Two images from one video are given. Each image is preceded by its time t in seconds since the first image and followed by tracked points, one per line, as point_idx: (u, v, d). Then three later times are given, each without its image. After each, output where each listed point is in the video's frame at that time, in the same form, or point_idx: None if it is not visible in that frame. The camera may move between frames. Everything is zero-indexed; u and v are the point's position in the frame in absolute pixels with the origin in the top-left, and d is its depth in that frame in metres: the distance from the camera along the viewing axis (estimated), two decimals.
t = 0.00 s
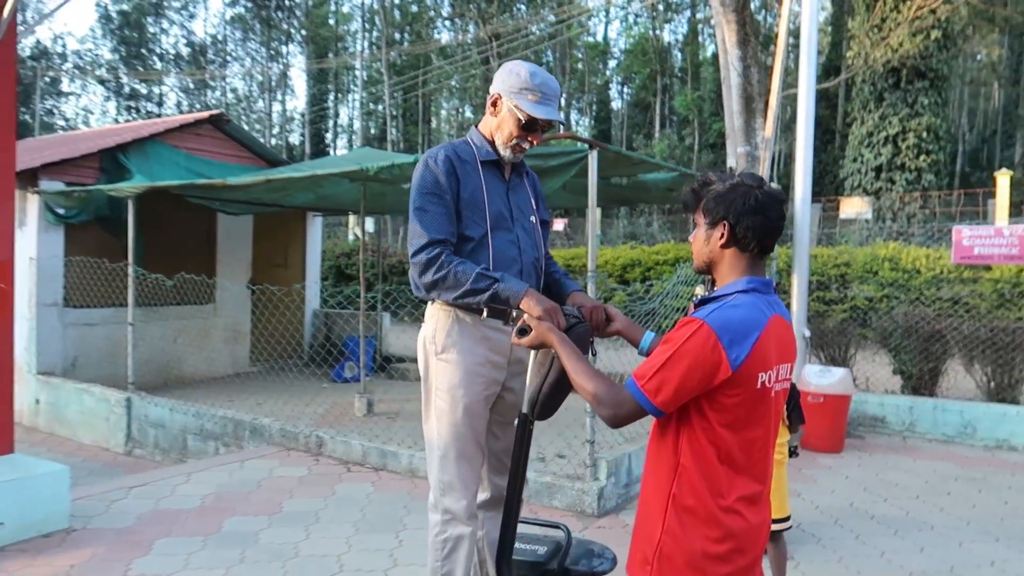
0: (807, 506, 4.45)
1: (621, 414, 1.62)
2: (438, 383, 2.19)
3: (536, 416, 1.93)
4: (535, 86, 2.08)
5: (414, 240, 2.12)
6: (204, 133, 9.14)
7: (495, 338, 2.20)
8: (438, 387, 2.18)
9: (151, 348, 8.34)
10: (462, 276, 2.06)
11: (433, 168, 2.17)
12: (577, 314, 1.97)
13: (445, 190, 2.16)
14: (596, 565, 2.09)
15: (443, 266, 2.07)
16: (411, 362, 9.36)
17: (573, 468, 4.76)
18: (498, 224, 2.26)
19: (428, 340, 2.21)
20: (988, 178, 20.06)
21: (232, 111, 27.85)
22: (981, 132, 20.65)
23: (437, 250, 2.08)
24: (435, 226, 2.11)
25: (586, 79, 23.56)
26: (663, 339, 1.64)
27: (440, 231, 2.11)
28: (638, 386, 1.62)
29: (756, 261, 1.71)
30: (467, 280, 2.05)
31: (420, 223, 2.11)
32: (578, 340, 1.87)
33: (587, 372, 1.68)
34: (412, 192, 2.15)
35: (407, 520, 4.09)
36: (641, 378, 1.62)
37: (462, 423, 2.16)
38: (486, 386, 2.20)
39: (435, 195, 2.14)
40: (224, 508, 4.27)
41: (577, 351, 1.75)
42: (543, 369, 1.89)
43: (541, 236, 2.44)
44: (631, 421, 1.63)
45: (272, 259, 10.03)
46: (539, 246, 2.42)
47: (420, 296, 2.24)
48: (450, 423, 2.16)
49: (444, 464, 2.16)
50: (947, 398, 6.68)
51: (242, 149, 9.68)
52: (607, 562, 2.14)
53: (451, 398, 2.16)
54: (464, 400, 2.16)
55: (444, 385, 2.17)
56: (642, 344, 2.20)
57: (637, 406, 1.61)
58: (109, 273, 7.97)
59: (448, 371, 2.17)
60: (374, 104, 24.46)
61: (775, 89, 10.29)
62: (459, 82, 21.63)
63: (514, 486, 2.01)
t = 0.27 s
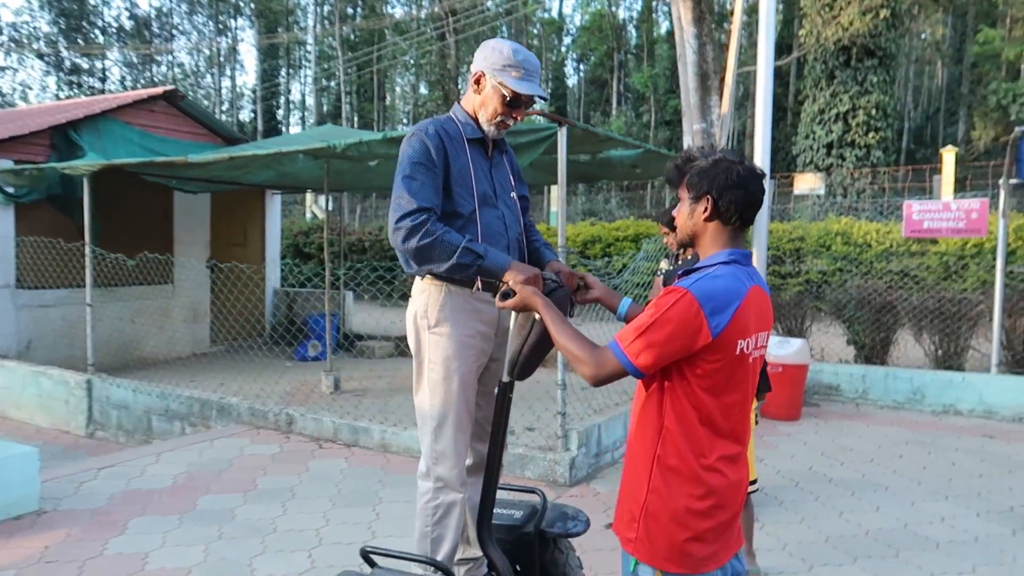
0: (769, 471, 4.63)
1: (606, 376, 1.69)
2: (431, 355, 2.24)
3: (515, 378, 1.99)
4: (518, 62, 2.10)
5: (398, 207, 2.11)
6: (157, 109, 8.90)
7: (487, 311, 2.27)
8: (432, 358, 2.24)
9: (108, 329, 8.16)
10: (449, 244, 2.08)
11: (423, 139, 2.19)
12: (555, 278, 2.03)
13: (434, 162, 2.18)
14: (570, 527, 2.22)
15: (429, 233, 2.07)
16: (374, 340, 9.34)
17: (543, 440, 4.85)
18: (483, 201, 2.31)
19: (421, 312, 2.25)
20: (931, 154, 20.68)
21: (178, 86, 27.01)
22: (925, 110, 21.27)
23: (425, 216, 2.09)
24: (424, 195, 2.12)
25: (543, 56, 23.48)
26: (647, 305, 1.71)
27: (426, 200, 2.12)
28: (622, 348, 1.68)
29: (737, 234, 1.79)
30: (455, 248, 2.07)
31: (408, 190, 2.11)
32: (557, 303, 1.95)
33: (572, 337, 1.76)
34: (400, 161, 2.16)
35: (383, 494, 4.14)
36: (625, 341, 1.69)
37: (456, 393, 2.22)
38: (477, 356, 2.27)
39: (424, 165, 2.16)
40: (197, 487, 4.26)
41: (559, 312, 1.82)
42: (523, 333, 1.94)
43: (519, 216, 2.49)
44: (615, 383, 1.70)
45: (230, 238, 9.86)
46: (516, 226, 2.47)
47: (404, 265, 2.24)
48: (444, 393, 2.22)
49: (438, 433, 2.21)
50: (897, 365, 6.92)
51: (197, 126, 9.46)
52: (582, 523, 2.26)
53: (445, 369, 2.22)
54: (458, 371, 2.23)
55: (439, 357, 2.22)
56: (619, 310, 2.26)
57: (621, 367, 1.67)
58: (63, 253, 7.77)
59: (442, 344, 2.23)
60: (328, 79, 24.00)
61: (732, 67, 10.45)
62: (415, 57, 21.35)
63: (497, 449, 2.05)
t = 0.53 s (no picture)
0: (741, 443, 4.76)
1: (589, 353, 1.77)
2: (415, 335, 2.27)
3: (502, 357, 2.03)
4: (506, 47, 2.13)
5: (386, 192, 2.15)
6: (120, 91, 8.72)
7: (468, 291, 2.32)
8: (415, 338, 2.27)
9: (77, 316, 8.05)
10: (437, 229, 2.13)
11: (411, 124, 2.22)
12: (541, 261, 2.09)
13: (423, 146, 2.21)
14: (552, 501, 2.27)
15: (418, 218, 2.12)
16: (348, 322, 9.31)
17: (521, 417, 4.92)
18: (468, 185, 2.35)
19: (404, 293, 2.29)
20: (894, 130, 21.06)
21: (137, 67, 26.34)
22: (887, 87, 21.61)
23: (413, 202, 2.13)
24: (412, 180, 2.16)
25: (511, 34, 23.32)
26: (628, 284, 1.78)
27: (415, 185, 2.16)
28: (604, 326, 1.76)
29: (711, 212, 1.86)
30: (443, 233, 2.12)
31: (396, 175, 2.14)
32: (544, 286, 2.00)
33: (558, 316, 1.83)
34: (388, 146, 2.18)
35: (364, 473, 4.19)
36: (607, 320, 1.76)
37: (439, 371, 2.27)
38: (460, 335, 2.32)
39: (412, 150, 2.19)
40: (177, 471, 4.27)
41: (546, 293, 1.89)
42: (510, 313, 1.99)
43: (502, 197, 2.53)
44: (597, 360, 1.77)
45: (199, 222, 9.73)
46: (499, 208, 2.51)
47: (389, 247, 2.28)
48: (429, 371, 2.26)
49: (422, 411, 2.26)
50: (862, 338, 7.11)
51: (161, 108, 9.29)
52: (563, 497, 2.31)
53: (429, 348, 2.26)
54: (442, 350, 2.27)
55: (422, 336, 2.26)
56: (600, 289, 2.32)
57: (603, 345, 1.75)
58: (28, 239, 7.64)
59: (426, 323, 2.26)
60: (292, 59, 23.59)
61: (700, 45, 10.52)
62: (381, 36, 21.07)
63: (484, 426, 2.09)
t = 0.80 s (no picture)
0: (724, 426, 4.84)
1: (577, 338, 1.81)
2: (402, 325, 2.30)
3: (494, 340, 2.05)
4: (485, 41, 2.15)
5: (373, 184, 2.18)
6: (98, 80, 8.61)
7: (451, 280, 2.35)
8: (401, 329, 2.30)
9: (60, 307, 7.99)
10: (424, 218, 2.16)
11: (392, 117, 2.24)
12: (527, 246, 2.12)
13: (405, 138, 2.24)
14: (548, 482, 2.36)
15: (405, 209, 2.15)
16: (334, 312, 9.31)
17: (508, 404, 4.97)
18: (451, 174, 2.38)
19: (388, 286, 2.32)
20: (873, 117, 21.24)
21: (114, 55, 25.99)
22: (867, 73, 21.76)
23: (398, 193, 2.16)
24: (396, 172, 2.19)
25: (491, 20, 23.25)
26: (615, 270, 1.82)
27: (399, 177, 2.19)
28: (591, 312, 1.81)
29: (697, 200, 1.90)
30: (430, 223, 2.16)
31: (380, 168, 2.17)
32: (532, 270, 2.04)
33: (547, 301, 1.87)
34: (371, 138, 2.21)
35: (353, 461, 4.22)
36: (595, 306, 1.81)
37: (427, 359, 2.30)
38: (447, 323, 2.35)
39: (394, 142, 2.21)
40: (166, 461, 4.28)
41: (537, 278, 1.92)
42: (499, 299, 2.01)
43: (484, 186, 2.57)
44: (584, 344, 1.82)
45: (180, 212, 9.65)
46: (481, 197, 2.55)
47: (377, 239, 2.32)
48: (417, 360, 2.29)
49: (412, 400, 2.29)
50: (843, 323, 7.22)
51: (141, 98, 9.20)
52: (557, 478, 2.40)
53: (417, 337, 2.29)
54: (429, 338, 2.30)
55: (409, 326, 2.29)
56: (586, 276, 2.37)
57: (591, 330, 1.80)
58: (8, 230, 7.60)
59: (412, 314, 2.30)
60: (272, 46, 23.37)
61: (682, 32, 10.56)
62: (361, 23, 20.92)
63: (476, 412, 2.11)
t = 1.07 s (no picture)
0: (721, 413, 4.89)
1: (570, 323, 1.85)
2: (408, 311, 2.34)
3: (484, 330, 2.12)
4: (465, 18, 2.20)
5: (367, 177, 2.21)
6: (98, 70, 8.61)
7: (457, 267, 2.38)
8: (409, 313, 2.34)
9: (62, 297, 8.03)
10: (419, 209, 2.20)
11: (384, 109, 2.26)
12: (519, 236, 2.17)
13: (398, 129, 2.26)
14: (533, 469, 2.40)
15: (399, 200, 2.18)
16: (334, 301, 9.34)
17: (507, 391, 5.02)
18: (446, 163, 2.40)
19: (397, 270, 2.35)
20: (873, 105, 21.22)
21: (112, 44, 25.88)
22: (868, 60, 21.70)
23: (393, 184, 2.19)
24: (390, 164, 2.21)
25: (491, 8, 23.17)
26: (605, 256, 1.86)
27: (393, 168, 2.22)
28: (582, 297, 1.84)
29: (686, 187, 1.93)
30: (424, 214, 2.19)
31: (374, 160, 2.20)
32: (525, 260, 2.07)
33: (540, 289, 1.90)
34: (364, 131, 2.23)
35: (353, 447, 4.27)
36: (586, 292, 1.84)
37: (430, 345, 2.33)
38: (452, 311, 2.38)
39: (387, 134, 2.23)
40: (169, 448, 4.33)
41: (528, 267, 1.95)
42: (491, 289, 2.06)
43: (480, 172, 2.59)
44: (576, 329, 1.85)
45: (180, 202, 9.68)
46: (479, 183, 2.57)
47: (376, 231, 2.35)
48: (421, 346, 2.33)
49: (415, 385, 2.34)
50: (840, 310, 7.24)
51: (140, 88, 9.20)
52: (543, 465, 2.44)
53: (421, 323, 2.33)
54: (435, 325, 2.33)
55: (416, 312, 2.33)
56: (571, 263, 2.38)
57: (582, 315, 1.83)
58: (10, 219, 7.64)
59: (417, 300, 2.33)
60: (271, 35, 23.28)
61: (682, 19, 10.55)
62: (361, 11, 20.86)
63: (467, 397, 2.15)
